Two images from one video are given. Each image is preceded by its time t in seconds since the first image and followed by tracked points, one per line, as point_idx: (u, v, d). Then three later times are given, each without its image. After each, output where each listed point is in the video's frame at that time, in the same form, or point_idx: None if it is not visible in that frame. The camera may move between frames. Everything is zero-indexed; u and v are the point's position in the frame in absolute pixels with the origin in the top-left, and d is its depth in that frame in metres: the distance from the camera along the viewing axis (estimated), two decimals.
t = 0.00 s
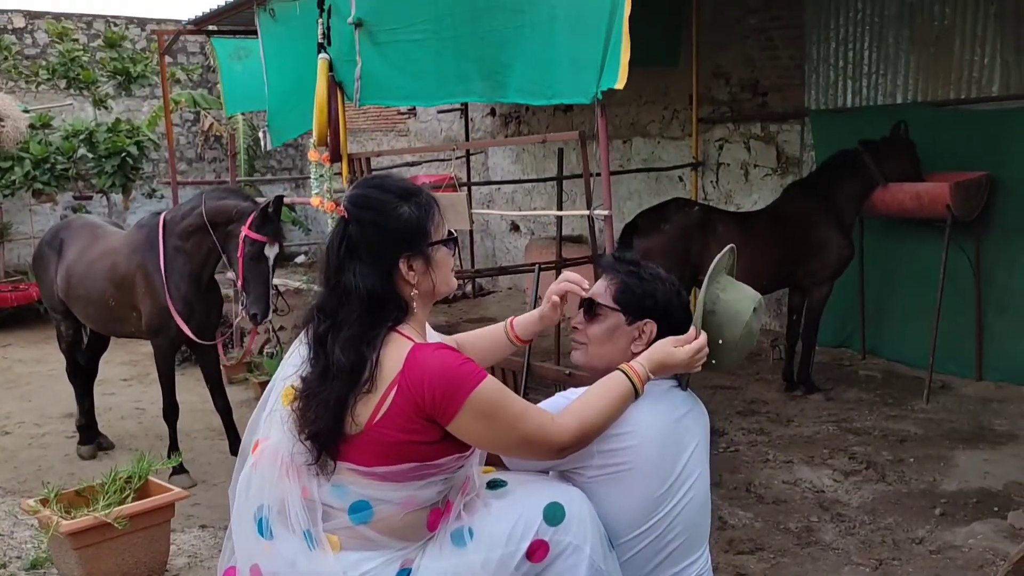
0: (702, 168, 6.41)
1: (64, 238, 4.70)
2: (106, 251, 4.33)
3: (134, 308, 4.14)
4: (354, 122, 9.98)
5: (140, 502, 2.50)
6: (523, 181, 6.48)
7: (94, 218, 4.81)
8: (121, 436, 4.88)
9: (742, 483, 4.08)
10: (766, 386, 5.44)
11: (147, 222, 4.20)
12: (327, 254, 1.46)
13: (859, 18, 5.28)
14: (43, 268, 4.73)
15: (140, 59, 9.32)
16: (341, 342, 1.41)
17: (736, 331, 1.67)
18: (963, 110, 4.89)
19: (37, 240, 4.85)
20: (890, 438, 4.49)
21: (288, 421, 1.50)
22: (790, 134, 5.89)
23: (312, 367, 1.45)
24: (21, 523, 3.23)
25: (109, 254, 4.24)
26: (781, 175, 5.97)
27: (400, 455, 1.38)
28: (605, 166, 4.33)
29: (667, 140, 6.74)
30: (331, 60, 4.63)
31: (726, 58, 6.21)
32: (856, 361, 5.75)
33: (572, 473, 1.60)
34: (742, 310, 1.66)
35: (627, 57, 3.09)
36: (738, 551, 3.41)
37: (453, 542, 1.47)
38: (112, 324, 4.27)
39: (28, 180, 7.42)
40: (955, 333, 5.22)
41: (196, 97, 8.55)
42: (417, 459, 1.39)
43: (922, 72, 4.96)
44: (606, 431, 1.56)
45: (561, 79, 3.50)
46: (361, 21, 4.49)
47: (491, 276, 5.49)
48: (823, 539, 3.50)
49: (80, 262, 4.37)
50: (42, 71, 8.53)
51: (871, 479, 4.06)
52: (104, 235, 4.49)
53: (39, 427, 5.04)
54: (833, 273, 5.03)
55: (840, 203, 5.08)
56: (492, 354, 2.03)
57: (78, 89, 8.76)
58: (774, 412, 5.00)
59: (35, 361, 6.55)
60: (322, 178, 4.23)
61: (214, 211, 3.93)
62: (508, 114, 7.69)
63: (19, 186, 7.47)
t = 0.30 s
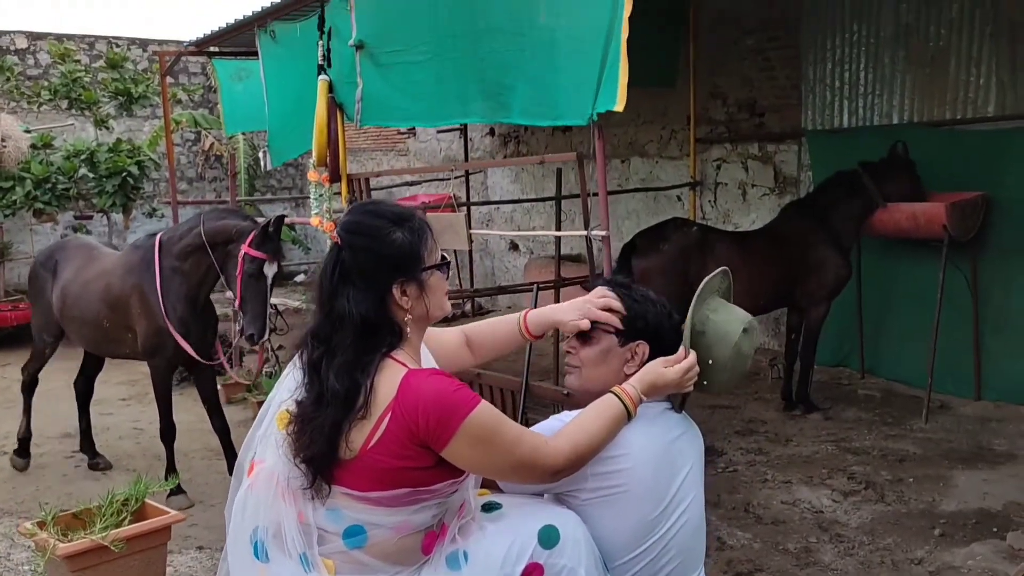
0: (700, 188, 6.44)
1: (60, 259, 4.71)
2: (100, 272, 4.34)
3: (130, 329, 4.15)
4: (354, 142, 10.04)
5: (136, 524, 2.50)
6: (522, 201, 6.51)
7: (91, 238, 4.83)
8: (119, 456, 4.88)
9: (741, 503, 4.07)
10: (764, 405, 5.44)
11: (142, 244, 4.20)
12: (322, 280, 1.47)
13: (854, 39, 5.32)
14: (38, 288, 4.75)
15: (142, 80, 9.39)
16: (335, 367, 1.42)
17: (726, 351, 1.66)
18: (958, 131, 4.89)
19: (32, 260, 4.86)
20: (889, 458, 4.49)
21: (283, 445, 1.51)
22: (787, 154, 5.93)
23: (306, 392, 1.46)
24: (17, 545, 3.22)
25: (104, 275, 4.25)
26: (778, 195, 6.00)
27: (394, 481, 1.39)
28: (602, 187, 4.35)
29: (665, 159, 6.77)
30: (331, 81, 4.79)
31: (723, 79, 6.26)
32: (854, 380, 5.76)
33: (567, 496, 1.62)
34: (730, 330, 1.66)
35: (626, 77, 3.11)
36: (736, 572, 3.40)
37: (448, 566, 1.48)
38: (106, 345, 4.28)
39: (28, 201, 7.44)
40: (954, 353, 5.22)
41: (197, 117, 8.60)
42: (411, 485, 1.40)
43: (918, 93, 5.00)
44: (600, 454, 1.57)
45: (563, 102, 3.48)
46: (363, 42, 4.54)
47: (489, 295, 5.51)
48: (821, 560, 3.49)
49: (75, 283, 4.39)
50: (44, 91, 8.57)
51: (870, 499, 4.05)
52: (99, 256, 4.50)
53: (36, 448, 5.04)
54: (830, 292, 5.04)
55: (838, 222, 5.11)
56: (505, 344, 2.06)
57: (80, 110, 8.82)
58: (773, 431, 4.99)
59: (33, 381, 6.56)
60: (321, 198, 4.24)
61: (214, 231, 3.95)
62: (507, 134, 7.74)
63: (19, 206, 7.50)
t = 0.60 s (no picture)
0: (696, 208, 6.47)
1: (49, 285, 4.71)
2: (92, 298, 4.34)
3: (123, 354, 4.15)
4: (352, 165, 10.09)
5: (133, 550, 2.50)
6: (520, 222, 6.54)
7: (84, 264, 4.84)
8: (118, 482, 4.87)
9: (741, 524, 4.06)
10: (763, 425, 5.44)
11: (135, 270, 4.21)
12: (318, 305, 1.49)
13: (847, 60, 5.35)
14: (28, 315, 4.75)
15: (141, 106, 9.44)
16: (331, 392, 1.43)
17: (715, 367, 1.65)
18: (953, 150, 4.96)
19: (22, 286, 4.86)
20: (889, 477, 4.48)
21: (280, 469, 1.52)
22: (783, 174, 5.96)
23: (303, 418, 1.47)
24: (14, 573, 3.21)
25: (95, 301, 4.26)
26: (775, 215, 6.03)
27: (388, 505, 1.40)
28: (598, 208, 4.37)
29: (661, 180, 6.81)
30: (329, 106, 4.85)
31: (718, 100, 6.30)
32: (853, 399, 5.76)
33: (564, 518, 1.62)
34: (716, 344, 1.65)
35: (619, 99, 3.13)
36: None
37: None
38: (98, 370, 4.28)
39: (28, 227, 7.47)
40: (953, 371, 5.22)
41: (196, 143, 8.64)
42: (405, 509, 1.41)
43: (912, 112, 5.03)
44: (595, 476, 1.57)
45: (559, 123, 3.51)
46: (361, 67, 4.60)
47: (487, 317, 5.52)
48: None
49: (65, 309, 4.39)
50: (44, 118, 8.61)
51: (871, 519, 4.04)
52: (89, 282, 4.50)
53: (34, 474, 5.03)
54: (827, 311, 5.05)
55: (834, 242, 5.13)
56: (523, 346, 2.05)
57: (79, 136, 8.87)
58: (773, 451, 4.99)
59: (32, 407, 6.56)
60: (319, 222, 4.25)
61: (209, 257, 3.97)
62: (504, 156, 7.78)
63: (19, 232, 7.52)
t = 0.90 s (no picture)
0: (691, 209, 6.49)
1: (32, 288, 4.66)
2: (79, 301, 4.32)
3: (114, 357, 4.14)
4: (347, 166, 10.10)
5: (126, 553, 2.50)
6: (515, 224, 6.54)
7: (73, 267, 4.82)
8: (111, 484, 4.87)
9: (735, 524, 4.07)
10: (757, 425, 5.45)
11: (124, 273, 4.19)
12: (307, 308, 1.50)
13: (840, 60, 5.36)
14: (14, 317, 4.70)
15: (136, 108, 9.43)
16: (322, 395, 1.44)
17: (700, 362, 1.67)
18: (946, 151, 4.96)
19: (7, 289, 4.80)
20: (883, 476, 4.50)
21: (272, 470, 1.53)
22: (777, 174, 5.99)
23: (294, 420, 1.48)
24: None
25: (83, 304, 4.23)
26: (769, 215, 6.04)
27: (378, 505, 1.41)
28: (591, 209, 4.37)
29: (656, 180, 6.82)
30: (324, 109, 4.84)
31: (712, 101, 6.31)
32: (847, 398, 5.78)
33: (554, 517, 1.63)
34: (700, 341, 1.66)
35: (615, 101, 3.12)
36: None
37: None
38: (87, 373, 4.27)
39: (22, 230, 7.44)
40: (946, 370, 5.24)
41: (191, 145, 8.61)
42: (396, 509, 1.42)
43: (904, 112, 5.04)
44: (585, 475, 1.59)
45: (551, 126, 3.53)
46: (356, 69, 4.58)
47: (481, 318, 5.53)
48: None
49: (51, 311, 4.36)
50: (38, 121, 8.59)
51: (865, 518, 4.05)
52: (75, 285, 4.47)
53: (28, 477, 5.03)
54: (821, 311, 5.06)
55: (827, 242, 5.14)
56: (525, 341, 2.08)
57: (73, 139, 8.86)
58: (767, 451, 5.00)
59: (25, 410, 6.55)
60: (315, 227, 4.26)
61: (204, 259, 3.98)
62: (499, 157, 7.79)
63: (13, 235, 7.50)
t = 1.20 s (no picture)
0: (682, 208, 6.51)
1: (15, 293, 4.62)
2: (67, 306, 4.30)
3: (105, 362, 4.13)
4: (340, 169, 10.11)
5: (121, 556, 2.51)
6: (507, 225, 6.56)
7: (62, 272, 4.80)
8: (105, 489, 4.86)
9: (729, 521, 4.09)
10: (750, 422, 5.48)
11: (112, 277, 4.18)
12: (300, 314, 1.51)
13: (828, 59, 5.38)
14: None
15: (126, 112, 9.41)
16: (317, 400, 1.45)
17: (671, 336, 1.73)
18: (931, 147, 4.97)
19: None
20: (875, 472, 4.53)
21: (266, 474, 1.54)
22: (767, 173, 6.01)
23: (289, 425, 1.49)
24: None
25: (70, 309, 4.22)
26: (760, 213, 6.06)
27: (373, 507, 1.43)
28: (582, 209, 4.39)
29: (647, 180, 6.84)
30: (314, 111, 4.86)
31: (702, 100, 6.33)
32: (839, 395, 5.81)
33: (545, 517, 1.65)
34: (669, 315, 1.74)
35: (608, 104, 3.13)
36: None
37: None
38: (77, 379, 4.25)
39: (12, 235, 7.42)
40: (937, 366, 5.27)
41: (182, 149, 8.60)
42: (390, 511, 1.43)
43: (893, 110, 5.07)
44: (576, 476, 1.60)
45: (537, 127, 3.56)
46: (347, 72, 4.62)
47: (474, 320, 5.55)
48: None
49: (37, 317, 4.33)
50: (28, 126, 8.56)
51: (857, 514, 4.08)
52: (60, 291, 4.45)
53: (22, 482, 5.02)
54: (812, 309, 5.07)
55: (818, 239, 5.17)
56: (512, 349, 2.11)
57: (64, 144, 8.84)
58: (760, 448, 5.02)
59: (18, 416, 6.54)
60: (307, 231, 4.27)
61: (198, 263, 4.01)
62: (491, 158, 7.81)
63: (5, 240, 7.48)
